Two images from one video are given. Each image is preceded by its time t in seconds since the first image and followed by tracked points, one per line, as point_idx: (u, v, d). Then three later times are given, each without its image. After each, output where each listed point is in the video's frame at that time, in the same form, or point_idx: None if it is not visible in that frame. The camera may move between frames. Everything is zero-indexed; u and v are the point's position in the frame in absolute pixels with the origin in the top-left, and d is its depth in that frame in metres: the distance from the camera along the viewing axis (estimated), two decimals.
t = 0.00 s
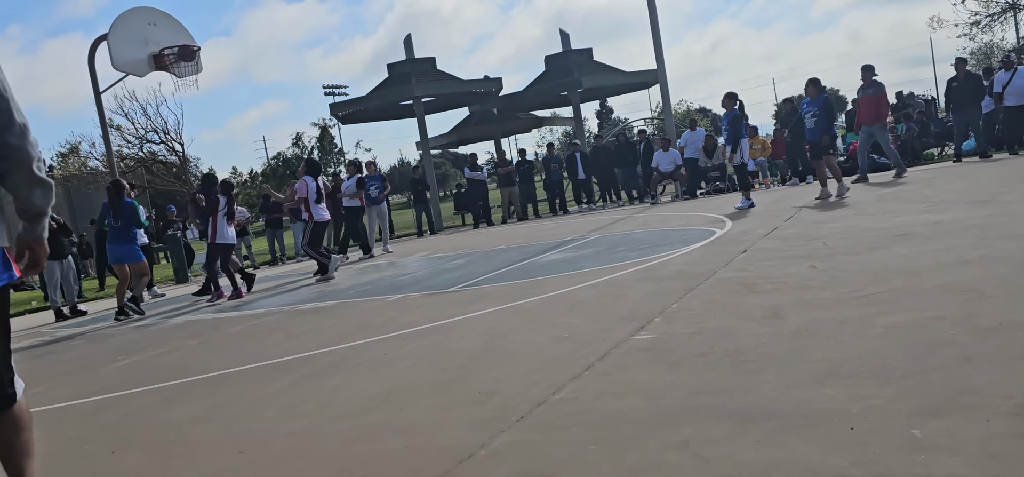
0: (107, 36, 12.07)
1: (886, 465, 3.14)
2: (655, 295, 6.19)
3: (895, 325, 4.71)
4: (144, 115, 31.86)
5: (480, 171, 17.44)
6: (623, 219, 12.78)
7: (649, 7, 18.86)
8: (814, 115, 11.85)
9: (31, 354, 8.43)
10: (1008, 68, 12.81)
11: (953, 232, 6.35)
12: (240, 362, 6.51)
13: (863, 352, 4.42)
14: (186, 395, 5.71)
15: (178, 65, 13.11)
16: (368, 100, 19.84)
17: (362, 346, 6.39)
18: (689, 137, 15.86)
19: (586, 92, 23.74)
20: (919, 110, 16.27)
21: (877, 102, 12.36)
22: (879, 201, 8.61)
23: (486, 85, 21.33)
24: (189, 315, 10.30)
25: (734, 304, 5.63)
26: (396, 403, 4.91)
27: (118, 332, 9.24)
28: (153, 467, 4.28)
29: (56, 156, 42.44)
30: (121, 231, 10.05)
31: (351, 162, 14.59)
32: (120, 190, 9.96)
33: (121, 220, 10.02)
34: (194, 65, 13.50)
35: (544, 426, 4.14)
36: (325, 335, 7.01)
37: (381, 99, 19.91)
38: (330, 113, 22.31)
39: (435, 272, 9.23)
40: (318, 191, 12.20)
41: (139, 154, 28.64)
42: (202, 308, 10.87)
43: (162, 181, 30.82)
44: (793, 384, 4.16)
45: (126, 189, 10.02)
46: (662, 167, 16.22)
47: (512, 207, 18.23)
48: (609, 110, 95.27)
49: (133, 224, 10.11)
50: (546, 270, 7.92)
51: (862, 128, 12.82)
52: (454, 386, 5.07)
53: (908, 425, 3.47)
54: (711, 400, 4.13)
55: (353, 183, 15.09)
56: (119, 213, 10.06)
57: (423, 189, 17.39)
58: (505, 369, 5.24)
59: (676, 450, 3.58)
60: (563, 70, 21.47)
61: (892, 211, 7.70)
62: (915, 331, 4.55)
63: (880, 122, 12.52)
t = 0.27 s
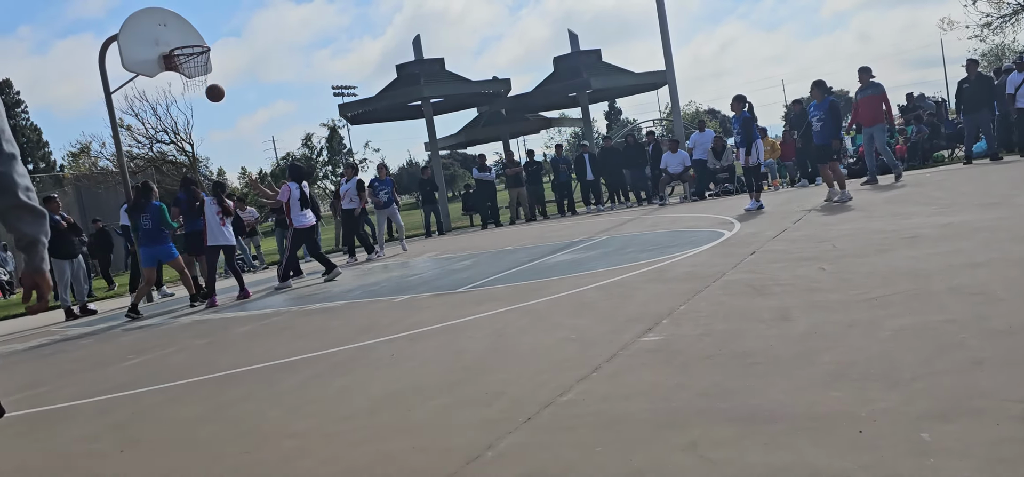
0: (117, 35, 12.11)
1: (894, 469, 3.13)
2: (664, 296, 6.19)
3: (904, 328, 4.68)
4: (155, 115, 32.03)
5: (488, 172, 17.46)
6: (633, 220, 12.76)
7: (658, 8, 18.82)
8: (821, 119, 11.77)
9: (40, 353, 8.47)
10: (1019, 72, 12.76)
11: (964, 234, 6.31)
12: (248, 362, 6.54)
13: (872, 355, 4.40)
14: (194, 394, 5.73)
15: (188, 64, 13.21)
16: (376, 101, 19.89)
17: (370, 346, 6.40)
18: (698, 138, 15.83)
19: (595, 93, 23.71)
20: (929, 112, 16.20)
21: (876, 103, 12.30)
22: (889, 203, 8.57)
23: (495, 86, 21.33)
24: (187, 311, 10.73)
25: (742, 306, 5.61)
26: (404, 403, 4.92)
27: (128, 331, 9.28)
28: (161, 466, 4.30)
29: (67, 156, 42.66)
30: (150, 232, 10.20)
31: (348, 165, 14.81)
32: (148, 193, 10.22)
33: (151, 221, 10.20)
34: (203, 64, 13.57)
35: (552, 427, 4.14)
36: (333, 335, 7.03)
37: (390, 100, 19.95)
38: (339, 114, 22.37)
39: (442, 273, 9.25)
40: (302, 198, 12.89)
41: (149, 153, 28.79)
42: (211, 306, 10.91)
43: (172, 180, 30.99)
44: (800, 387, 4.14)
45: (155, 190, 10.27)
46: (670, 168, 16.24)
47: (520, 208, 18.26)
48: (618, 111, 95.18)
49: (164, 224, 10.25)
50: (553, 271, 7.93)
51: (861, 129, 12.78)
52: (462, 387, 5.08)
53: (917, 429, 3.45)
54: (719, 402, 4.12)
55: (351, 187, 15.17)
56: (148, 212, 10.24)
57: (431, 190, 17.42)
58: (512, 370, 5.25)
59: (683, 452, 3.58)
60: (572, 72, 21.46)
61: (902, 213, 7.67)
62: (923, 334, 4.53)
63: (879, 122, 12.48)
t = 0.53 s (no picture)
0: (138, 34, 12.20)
1: (909, 472, 3.12)
2: (679, 297, 6.19)
3: (922, 330, 4.66)
4: (172, 112, 32.30)
5: (503, 171, 17.48)
6: (649, 221, 12.74)
7: (675, 7, 18.77)
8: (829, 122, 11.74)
9: (60, 348, 8.58)
10: None
11: (983, 237, 6.26)
12: (265, 358, 6.60)
13: (888, 357, 4.38)
14: (212, 390, 5.79)
15: (206, 62, 13.41)
16: (392, 100, 19.98)
17: (386, 344, 6.44)
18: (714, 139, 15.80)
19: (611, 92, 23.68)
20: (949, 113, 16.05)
21: (893, 103, 12.22)
22: (907, 204, 8.51)
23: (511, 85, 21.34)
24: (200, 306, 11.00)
25: (758, 307, 5.60)
26: (419, 401, 4.95)
27: (146, 327, 9.38)
28: (179, 460, 4.35)
29: (87, 153, 43.08)
30: (169, 225, 10.36)
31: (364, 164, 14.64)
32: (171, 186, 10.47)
33: (171, 214, 10.39)
34: (220, 61, 13.76)
35: (566, 427, 4.16)
36: (350, 332, 7.08)
37: (407, 99, 20.03)
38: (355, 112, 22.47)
39: (458, 271, 9.28)
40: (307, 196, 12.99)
41: (168, 151, 29.03)
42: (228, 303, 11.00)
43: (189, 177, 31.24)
44: (816, 389, 4.13)
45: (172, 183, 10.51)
46: (686, 168, 16.21)
47: (535, 207, 18.27)
48: (633, 110, 94.88)
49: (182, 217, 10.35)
50: (568, 271, 7.94)
51: (880, 130, 12.66)
52: (477, 385, 5.10)
53: (933, 432, 3.43)
54: (733, 403, 4.12)
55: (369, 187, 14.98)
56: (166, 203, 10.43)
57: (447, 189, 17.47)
58: (527, 369, 5.27)
59: (697, 452, 3.58)
60: (589, 71, 21.44)
61: (921, 215, 7.62)
62: (941, 337, 4.51)
63: (897, 124, 12.38)
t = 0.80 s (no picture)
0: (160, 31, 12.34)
1: None
2: (695, 300, 6.18)
3: (939, 338, 4.63)
4: (194, 110, 32.63)
5: (521, 171, 17.50)
6: (665, 223, 12.70)
7: (695, 8, 18.67)
8: (852, 125, 11.57)
9: (83, 342, 8.71)
10: None
11: (1004, 243, 6.19)
12: (283, 355, 6.67)
13: (904, 365, 4.36)
14: (231, 387, 5.87)
15: (227, 60, 13.54)
16: (412, 99, 20.06)
17: (402, 343, 6.49)
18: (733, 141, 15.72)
19: (630, 93, 23.62)
20: (972, 117, 15.85)
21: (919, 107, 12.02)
22: (927, 210, 8.43)
23: (530, 85, 21.34)
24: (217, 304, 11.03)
25: (774, 312, 5.58)
26: (434, 401, 4.98)
27: (167, 323, 9.50)
28: (199, 457, 4.42)
29: (110, 149, 43.58)
30: (176, 221, 10.46)
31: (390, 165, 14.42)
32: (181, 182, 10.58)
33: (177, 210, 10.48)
34: (241, 59, 13.89)
35: (579, 429, 4.18)
36: (367, 331, 7.14)
37: (426, 97, 20.09)
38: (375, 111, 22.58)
39: (475, 271, 9.32)
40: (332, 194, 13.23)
41: (189, 148, 29.30)
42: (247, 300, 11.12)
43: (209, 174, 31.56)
44: (830, 396, 4.12)
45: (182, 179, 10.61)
46: (704, 170, 15.99)
47: (553, 208, 18.27)
48: (653, 110, 94.50)
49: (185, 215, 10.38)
50: (584, 272, 7.95)
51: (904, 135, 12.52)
52: (492, 386, 5.13)
53: (949, 441, 3.41)
54: (747, 409, 4.11)
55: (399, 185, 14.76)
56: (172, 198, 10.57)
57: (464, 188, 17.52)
58: (541, 370, 5.29)
59: (711, 458, 3.58)
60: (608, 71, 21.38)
61: (941, 220, 7.55)
62: (958, 345, 4.48)
63: (923, 128, 12.23)
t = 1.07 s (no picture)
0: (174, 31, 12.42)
1: None
2: (705, 305, 6.17)
3: (951, 346, 4.60)
4: (206, 109, 32.80)
5: (532, 175, 17.52)
6: (675, 228, 12.70)
7: (708, 15, 18.66)
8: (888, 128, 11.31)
9: (93, 338, 8.75)
10: None
11: (1017, 253, 6.16)
12: (292, 354, 6.69)
13: (915, 372, 4.33)
14: (240, 384, 5.89)
15: (241, 59, 13.66)
16: (423, 101, 20.11)
17: (411, 343, 6.49)
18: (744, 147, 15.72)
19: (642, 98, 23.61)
20: (987, 126, 15.78)
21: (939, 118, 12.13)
22: (940, 218, 8.39)
23: (541, 89, 21.36)
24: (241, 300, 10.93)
25: (785, 318, 5.56)
26: (442, 401, 4.98)
27: (177, 321, 9.54)
28: (207, 452, 4.43)
29: (122, 148, 43.85)
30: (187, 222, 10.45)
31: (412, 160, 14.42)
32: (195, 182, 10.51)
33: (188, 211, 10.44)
34: (255, 60, 13.95)
35: (588, 431, 4.17)
36: (376, 331, 7.15)
37: (438, 100, 20.15)
38: (386, 112, 22.64)
39: (485, 273, 9.32)
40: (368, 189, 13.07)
41: (201, 147, 29.44)
42: (257, 299, 11.15)
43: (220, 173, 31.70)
44: (841, 402, 4.10)
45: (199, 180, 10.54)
46: (715, 176, 15.97)
47: (562, 212, 18.27)
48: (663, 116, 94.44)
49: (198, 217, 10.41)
50: (594, 276, 7.94)
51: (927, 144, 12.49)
52: (500, 387, 5.12)
53: (960, 449, 3.39)
54: (756, 414, 4.10)
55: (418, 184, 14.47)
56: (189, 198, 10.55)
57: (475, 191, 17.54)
58: (550, 372, 5.28)
59: (720, 461, 3.57)
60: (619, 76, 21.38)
61: (954, 229, 7.51)
62: (971, 353, 4.45)
63: (948, 137, 12.21)
